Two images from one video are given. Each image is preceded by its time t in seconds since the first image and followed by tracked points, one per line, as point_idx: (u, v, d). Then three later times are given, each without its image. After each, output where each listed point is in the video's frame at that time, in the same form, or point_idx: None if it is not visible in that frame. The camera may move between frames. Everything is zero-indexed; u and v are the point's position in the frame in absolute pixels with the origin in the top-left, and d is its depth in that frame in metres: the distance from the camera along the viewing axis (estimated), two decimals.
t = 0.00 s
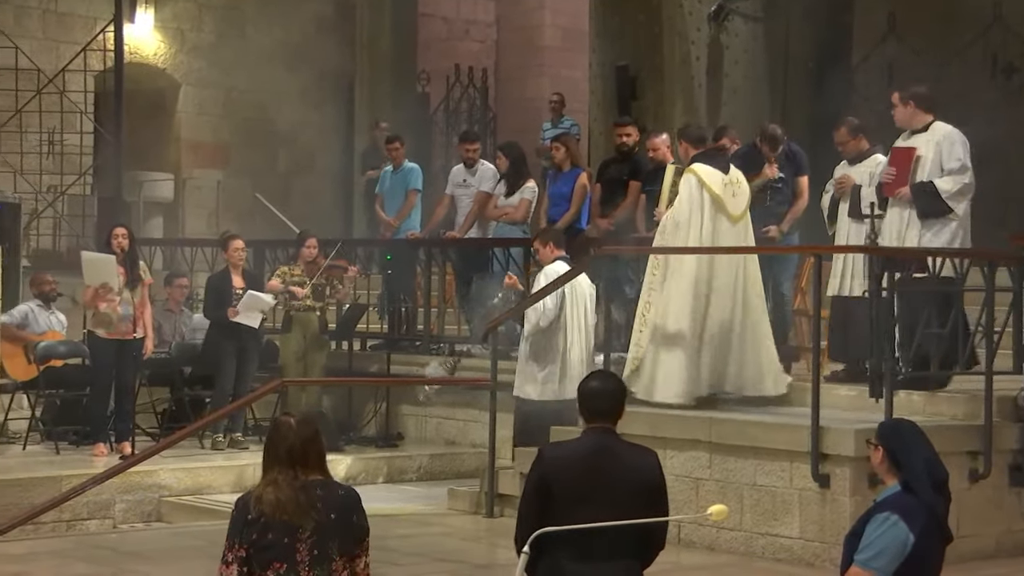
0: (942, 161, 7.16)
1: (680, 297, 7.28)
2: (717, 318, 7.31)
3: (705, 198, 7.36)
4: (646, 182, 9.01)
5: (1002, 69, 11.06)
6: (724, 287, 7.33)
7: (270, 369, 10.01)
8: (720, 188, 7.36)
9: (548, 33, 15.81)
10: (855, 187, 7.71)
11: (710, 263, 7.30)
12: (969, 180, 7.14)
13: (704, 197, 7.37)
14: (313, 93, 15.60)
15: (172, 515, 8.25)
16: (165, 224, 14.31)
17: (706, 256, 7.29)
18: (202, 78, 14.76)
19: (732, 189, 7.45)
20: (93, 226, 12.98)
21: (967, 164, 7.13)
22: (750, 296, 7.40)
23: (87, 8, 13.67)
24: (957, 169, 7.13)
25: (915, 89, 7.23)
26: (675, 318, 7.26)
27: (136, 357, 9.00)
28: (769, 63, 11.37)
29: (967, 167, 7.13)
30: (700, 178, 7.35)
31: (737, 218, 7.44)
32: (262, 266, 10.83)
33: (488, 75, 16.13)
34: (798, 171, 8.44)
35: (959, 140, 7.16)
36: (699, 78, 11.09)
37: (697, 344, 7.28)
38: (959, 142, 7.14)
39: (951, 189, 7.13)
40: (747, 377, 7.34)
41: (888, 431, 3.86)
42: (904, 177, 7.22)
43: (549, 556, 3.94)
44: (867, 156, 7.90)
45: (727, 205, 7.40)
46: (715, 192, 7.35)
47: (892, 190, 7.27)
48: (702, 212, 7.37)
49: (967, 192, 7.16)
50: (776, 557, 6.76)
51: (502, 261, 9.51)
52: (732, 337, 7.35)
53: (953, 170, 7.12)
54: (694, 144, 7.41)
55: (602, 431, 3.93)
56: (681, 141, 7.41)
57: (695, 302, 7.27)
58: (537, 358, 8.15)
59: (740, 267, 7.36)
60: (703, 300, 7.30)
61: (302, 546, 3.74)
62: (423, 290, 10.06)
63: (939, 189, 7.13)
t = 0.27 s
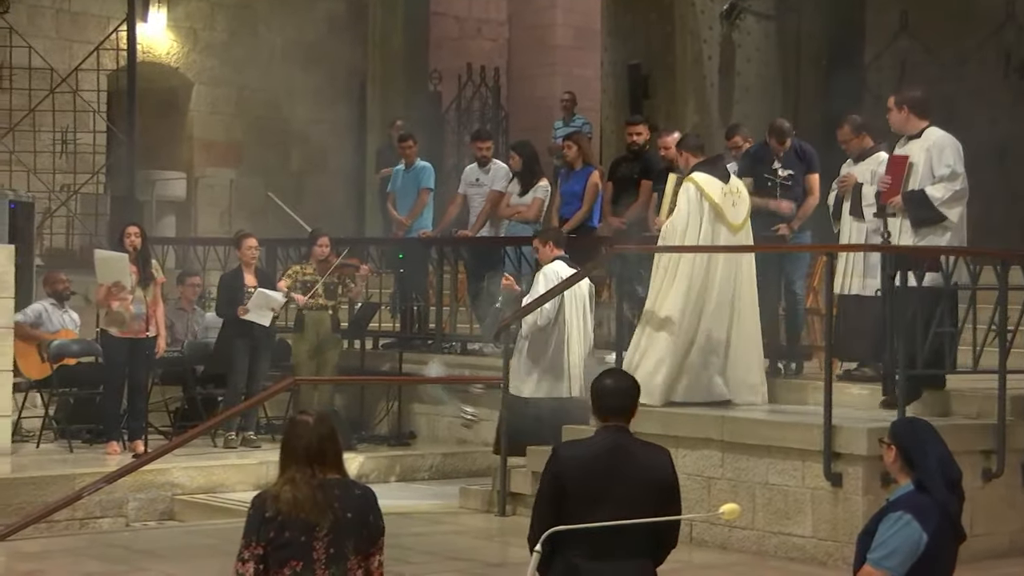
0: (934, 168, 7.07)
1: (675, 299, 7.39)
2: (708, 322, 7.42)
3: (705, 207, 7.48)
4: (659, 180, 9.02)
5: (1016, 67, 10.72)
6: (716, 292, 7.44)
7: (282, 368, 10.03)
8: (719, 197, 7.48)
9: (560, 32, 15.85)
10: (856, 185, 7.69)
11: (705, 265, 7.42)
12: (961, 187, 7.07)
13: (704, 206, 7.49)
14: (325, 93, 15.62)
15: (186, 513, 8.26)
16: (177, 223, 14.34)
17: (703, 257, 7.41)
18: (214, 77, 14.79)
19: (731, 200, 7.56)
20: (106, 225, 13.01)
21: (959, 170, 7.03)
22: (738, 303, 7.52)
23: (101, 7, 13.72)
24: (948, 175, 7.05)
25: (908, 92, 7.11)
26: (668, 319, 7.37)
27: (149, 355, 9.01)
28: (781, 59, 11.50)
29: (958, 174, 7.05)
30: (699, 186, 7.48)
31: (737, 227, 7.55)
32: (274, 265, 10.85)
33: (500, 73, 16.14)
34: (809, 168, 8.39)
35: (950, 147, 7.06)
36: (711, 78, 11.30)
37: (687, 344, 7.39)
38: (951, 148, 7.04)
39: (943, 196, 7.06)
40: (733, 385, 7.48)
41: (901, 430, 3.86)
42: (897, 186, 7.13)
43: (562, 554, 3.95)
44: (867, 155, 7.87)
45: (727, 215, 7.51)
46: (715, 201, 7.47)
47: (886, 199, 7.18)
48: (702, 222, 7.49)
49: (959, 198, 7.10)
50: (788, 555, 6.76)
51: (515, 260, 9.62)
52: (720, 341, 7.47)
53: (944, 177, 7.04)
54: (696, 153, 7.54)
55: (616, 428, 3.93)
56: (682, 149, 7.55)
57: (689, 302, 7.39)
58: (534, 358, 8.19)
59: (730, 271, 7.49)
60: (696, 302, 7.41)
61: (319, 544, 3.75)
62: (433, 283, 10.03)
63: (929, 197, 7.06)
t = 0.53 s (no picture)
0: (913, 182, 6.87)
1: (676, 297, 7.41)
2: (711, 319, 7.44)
3: (704, 216, 7.59)
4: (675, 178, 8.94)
5: None
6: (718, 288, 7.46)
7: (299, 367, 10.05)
8: (719, 205, 7.58)
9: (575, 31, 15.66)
10: (857, 184, 7.62)
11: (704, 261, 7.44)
12: (942, 202, 6.85)
13: (704, 214, 7.59)
14: (341, 92, 15.65)
15: (204, 512, 8.28)
16: (194, 222, 14.38)
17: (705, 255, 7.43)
18: (231, 76, 14.80)
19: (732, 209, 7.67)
20: (123, 224, 13.04)
21: (940, 186, 6.81)
22: (745, 299, 7.53)
23: (118, 6, 13.79)
24: (929, 189, 6.84)
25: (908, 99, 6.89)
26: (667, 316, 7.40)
27: (166, 353, 9.03)
28: (799, 58, 11.55)
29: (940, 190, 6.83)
30: (700, 195, 7.59)
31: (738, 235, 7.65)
32: (291, 263, 10.87)
33: (517, 71, 16.14)
34: (825, 164, 8.35)
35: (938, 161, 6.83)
36: (728, 77, 11.42)
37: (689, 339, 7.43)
38: (936, 163, 6.82)
39: (922, 210, 6.87)
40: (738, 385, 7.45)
41: (919, 429, 3.85)
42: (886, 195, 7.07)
43: (581, 555, 3.93)
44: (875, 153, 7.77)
45: (727, 223, 7.61)
46: (715, 210, 7.57)
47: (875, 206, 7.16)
48: (701, 229, 7.59)
49: (941, 214, 6.88)
50: (806, 555, 6.75)
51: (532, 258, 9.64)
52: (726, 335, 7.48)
53: (922, 192, 6.85)
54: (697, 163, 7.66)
55: (634, 427, 3.94)
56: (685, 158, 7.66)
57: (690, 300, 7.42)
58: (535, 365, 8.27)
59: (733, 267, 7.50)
60: (697, 299, 7.44)
61: (342, 541, 3.79)
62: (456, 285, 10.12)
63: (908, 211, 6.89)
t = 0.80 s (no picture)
0: (894, 179, 6.85)
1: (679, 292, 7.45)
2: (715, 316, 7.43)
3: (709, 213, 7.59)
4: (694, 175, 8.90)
5: None
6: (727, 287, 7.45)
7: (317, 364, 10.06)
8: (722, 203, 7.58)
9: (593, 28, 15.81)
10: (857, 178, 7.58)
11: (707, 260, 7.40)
12: (926, 199, 6.81)
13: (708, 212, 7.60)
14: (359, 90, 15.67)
15: (222, 509, 8.30)
16: (213, 220, 14.41)
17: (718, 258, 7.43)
18: (250, 74, 14.83)
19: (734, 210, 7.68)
20: (142, 222, 13.08)
21: (920, 184, 6.78)
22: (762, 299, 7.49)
23: (137, 5, 13.81)
24: (911, 186, 6.82)
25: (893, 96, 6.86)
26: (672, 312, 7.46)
27: (185, 352, 9.07)
28: (817, 57, 11.48)
29: (920, 188, 6.79)
30: (705, 195, 7.60)
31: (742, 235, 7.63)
32: (309, 262, 10.88)
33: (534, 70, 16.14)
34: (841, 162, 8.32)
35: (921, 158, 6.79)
36: (746, 74, 11.63)
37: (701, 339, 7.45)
38: (918, 161, 6.78)
39: (906, 206, 6.85)
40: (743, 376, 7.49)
41: (939, 427, 3.84)
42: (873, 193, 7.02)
43: (596, 556, 3.92)
44: (876, 145, 7.71)
45: (732, 222, 7.61)
46: (720, 209, 7.58)
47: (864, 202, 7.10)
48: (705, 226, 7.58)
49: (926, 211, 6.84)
50: (825, 553, 6.74)
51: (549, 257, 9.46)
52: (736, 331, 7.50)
53: (904, 189, 6.82)
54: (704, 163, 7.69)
55: (648, 426, 3.95)
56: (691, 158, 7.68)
57: (694, 296, 7.42)
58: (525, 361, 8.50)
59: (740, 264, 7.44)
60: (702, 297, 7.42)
61: (363, 537, 3.80)
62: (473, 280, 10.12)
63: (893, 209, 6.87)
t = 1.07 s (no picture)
0: (878, 173, 6.83)
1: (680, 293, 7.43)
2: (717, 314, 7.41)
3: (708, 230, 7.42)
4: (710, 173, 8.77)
5: None
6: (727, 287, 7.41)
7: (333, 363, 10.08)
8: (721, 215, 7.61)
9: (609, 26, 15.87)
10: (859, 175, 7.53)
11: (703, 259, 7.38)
12: (908, 194, 6.80)
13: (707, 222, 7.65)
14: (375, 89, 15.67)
15: (239, 507, 8.32)
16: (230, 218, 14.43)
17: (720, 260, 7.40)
18: (267, 73, 14.85)
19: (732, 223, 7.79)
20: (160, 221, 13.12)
21: (904, 178, 6.77)
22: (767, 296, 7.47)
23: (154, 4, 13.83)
24: (893, 181, 6.80)
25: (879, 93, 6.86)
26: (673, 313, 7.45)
27: (202, 349, 9.09)
28: (834, 54, 11.22)
29: (903, 183, 6.78)
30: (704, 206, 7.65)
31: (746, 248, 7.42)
32: (325, 260, 10.89)
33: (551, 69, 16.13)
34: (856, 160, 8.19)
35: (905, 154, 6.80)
36: (762, 71, 11.15)
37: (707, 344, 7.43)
38: (902, 156, 6.78)
39: (888, 201, 6.82)
40: (756, 375, 7.49)
41: (956, 425, 3.84)
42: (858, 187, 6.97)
43: (608, 554, 3.92)
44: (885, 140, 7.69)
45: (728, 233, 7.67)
46: (719, 221, 7.62)
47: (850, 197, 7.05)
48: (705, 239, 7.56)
49: (907, 206, 6.82)
50: (842, 552, 6.73)
51: (565, 255, 9.49)
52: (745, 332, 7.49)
53: (886, 184, 6.80)
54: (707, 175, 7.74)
55: (657, 425, 3.96)
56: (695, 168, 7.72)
57: (697, 301, 7.41)
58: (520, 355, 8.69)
59: (739, 263, 7.38)
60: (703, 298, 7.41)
61: (381, 535, 3.83)
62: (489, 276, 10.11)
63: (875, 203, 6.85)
